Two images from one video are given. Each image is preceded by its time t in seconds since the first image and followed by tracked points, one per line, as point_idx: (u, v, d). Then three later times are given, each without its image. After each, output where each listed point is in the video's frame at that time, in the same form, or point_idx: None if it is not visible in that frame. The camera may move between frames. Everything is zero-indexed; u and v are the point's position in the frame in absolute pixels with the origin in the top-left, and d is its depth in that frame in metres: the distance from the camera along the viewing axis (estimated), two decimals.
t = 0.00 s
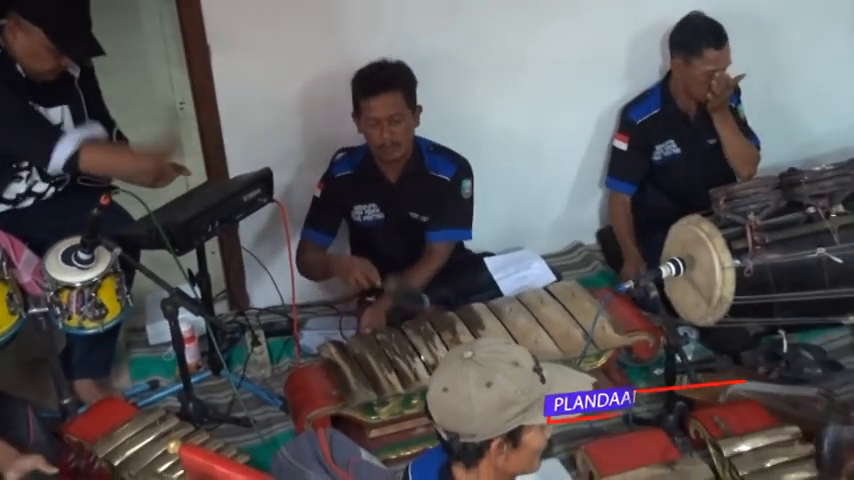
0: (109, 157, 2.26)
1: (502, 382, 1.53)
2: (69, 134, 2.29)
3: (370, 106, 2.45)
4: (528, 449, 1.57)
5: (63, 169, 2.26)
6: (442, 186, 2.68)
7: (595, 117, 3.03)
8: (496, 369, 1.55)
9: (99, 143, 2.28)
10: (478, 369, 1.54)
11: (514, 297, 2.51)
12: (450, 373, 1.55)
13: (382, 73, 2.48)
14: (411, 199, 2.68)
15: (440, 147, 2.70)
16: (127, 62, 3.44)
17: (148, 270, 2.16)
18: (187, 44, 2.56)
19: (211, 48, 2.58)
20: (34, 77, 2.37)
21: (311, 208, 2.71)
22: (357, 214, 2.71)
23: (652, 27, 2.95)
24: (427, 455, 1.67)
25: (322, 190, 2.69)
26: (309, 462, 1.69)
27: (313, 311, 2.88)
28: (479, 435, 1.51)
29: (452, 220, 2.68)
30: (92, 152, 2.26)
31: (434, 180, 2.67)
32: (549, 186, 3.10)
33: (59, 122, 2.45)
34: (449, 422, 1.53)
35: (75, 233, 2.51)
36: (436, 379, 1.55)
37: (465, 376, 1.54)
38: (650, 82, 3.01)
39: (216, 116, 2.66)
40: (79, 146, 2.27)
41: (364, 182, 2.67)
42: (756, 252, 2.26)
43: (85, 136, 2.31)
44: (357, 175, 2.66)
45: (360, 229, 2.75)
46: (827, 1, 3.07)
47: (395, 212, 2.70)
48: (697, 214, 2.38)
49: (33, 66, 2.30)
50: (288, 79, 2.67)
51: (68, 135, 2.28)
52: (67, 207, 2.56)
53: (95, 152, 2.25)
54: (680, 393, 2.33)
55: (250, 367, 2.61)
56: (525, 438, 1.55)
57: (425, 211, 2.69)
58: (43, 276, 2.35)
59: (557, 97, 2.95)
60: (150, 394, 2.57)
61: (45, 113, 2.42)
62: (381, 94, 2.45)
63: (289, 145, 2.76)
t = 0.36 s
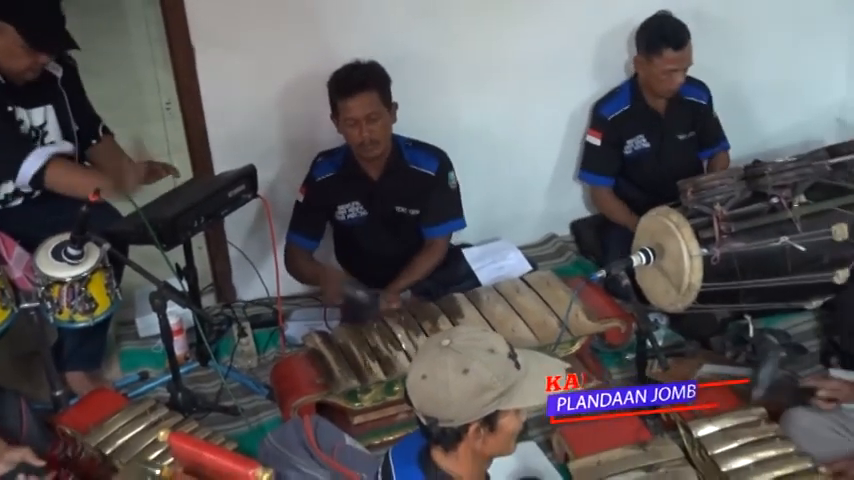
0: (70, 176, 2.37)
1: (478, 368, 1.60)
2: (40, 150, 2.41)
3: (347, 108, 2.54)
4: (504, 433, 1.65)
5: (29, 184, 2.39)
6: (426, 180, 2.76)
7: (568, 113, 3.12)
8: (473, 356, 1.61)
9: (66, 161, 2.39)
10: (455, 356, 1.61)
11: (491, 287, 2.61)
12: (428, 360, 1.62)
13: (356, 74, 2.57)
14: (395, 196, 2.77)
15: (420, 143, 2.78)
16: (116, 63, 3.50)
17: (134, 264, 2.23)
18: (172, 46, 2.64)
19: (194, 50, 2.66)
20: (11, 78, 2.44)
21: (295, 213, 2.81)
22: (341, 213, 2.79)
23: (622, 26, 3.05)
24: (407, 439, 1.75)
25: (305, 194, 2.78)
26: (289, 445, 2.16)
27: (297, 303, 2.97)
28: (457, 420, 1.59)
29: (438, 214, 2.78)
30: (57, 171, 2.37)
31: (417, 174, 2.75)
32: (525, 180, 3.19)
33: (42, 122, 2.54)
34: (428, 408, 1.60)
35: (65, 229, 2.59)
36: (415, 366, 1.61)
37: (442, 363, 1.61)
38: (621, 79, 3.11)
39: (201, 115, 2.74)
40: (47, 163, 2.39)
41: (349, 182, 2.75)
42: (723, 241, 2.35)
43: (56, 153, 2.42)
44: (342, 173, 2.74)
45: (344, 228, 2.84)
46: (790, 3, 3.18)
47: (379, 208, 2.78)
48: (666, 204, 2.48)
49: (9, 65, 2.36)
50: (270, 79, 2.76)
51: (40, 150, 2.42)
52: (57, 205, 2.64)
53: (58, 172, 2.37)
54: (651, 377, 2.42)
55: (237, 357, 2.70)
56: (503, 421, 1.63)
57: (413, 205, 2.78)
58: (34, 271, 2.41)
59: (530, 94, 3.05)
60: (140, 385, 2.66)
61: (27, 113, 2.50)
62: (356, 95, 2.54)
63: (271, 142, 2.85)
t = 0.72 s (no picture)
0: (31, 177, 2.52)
1: (457, 349, 1.66)
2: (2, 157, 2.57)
3: (334, 97, 2.63)
4: (483, 412, 1.70)
5: None
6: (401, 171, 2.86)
7: (545, 105, 3.22)
8: (452, 339, 1.68)
9: (28, 165, 2.55)
10: (435, 340, 1.67)
11: (471, 272, 2.71)
12: (409, 343, 1.68)
13: (346, 67, 2.66)
14: (371, 185, 2.87)
15: (400, 136, 2.88)
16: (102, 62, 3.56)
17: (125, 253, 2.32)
18: (160, 42, 2.73)
19: (182, 44, 2.75)
20: None
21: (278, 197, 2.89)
22: (323, 197, 2.89)
23: (601, 22, 3.14)
24: (391, 420, 1.80)
25: (290, 174, 2.86)
26: (278, 425, 2.25)
27: (284, 289, 3.06)
28: (437, 400, 1.64)
29: (407, 205, 2.87)
30: (18, 175, 2.53)
31: (394, 166, 2.85)
32: (504, 169, 3.29)
33: (23, 116, 2.64)
34: (409, 389, 1.66)
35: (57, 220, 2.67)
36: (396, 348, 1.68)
37: (422, 346, 1.67)
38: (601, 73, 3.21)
39: (188, 109, 2.82)
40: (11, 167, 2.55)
41: (330, 168, 2.84)
42: (694, 227, 2.45)
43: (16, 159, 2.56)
44: (323, 161, 2.84)
45: (325, 213, 2.93)
46: None
47: (356, 196, 2.89)
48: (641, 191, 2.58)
49: None
50: (256, 72, 2.84)
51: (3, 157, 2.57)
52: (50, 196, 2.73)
53: (20, 175, 2.53)
54: (624, 357, 2.52)
55: (226, 343, 2.79)
56: (482, 401, 1.69)
57: (386, 195, 2.88)
58: (25, 258, 2.53)
59: (508, 87, 3.14)
60: (132, 371, 2.74)
61: (5, 108, 2.61)
62: (346, 85, 2.63)
63: (257, 134, 2.93)
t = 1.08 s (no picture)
0: (25, 171, 2.57)
1: (438, 332, 1.74)
2: None
3: (316, 92, 2.72)
4: (467, 391, 1.79)
5: None
6: (390, 160, 2.95)
7: (525, 94, 3.31)
8: (433, 322, 1.76)
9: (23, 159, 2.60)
10: (417, 322, 1.75)
11: (455, 257, 2.81)
12: (393, 325, 1.77)
13: (323, 63, 2.75)
14: (361, 175, 2.96)
15: (387, 127, 2.97)
16: (97, 53, 3.63)
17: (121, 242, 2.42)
18: (151, 37, 2.81)
19: (172, 40, 2.83)
20: None
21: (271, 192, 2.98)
22: (313, 191, 2.98)
23: (580, 13, 3.23)
24: (378, 400, 1.89)
25: (278, 172, 2.96)
26: (269, 406, 2.34)
27: (273, 275, 3.16)
28: (422, 381, 1.73)
29: (401, 191, 2.97)
30: (13, 168, 2.58)
31: (382, 153, 2.94)
32: (486, 157, 3.39)
33: (14, 108, 2.68)
34: (395, 371, 1.75)
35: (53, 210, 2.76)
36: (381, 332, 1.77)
37: (406, 327, 1.76)
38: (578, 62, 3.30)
39: (179, 101, 2.91)
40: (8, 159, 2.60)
41: (317, 161, 2.92)
42: (667, 212, 2.55)
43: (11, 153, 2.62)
44: (312, 153, 2.91)
45: (316, 207, 3.03)
46: None
47: (348, 184, 2.97)
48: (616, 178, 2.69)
49: None
50: (245, 66, 2.93)
51: None
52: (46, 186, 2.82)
53: (15, 168, 2.58)
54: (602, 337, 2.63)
55: (218, 327, 2.89)
56: (464, 381, 1.77)
57: (381, 183, 2.98)
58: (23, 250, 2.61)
59: (489, 77, 3.24)
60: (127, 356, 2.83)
61: None
62: (325, 79, 2.71)
63: (246, 125, 3.02)
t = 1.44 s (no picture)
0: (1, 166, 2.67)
1: (423, 314, 1.84)
2: None
3: (310, 85, 2.81)
4: (450, 372, 1.88)
5: None
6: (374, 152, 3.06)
7: (508, 87, 3.42)
8: (418, 305, 1.85)
9: None
10: (402, 304, 1.84)
11: (441, 245, 2.91)
12: (380, 309, 1.86)
13: (322, 56, 2.84)
14: (349, 164, 3.06)
15: (375, 120, 3.07)
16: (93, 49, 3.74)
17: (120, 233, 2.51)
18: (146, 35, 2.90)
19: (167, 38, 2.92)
20: None
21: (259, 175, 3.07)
22: (302, 178, 3.09)
23: (560, 9, 3.34)
24: (366, 381, 1.99)
25: (270, 155, 3.05)
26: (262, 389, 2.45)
27: (266, 263, 3.27)
28: (407, 362, 1.81)
29: (381, 184, 3.08)
30: None
31: (367, 147, 3.05)
32: (470, 148, 3.50)
33: (9, 102, 2.74)
34: (381, 352, 1.84)
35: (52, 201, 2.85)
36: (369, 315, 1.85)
37: (392, 309, 1.84)
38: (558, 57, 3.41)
39: (174, 97, 3.00)
40: None
41: (305, 151, 3.03)
42: (644, 200, 2.66)
43: None
44: (303, 144, 3.02)
45: (304, 192, 3.13)
46: None
47: (334, 174, 3.08)
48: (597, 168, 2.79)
49: None
50: (237, 61, 3.03)
51: None
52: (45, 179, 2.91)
53: None
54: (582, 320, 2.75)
55: (213, 314, 2.99)
56: (448, 362, 1.86)
57: (362, 175, 3.09)
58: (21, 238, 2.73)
59: (473, 71, 3.34)
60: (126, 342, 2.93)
61: None
62: (322, 73, 2.81)
63: (238, 118, 3.12)
